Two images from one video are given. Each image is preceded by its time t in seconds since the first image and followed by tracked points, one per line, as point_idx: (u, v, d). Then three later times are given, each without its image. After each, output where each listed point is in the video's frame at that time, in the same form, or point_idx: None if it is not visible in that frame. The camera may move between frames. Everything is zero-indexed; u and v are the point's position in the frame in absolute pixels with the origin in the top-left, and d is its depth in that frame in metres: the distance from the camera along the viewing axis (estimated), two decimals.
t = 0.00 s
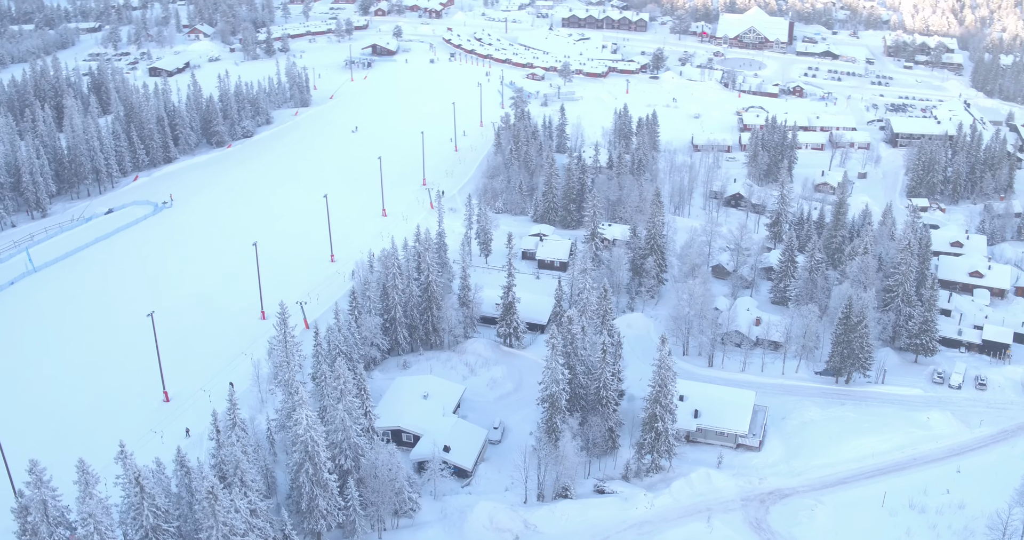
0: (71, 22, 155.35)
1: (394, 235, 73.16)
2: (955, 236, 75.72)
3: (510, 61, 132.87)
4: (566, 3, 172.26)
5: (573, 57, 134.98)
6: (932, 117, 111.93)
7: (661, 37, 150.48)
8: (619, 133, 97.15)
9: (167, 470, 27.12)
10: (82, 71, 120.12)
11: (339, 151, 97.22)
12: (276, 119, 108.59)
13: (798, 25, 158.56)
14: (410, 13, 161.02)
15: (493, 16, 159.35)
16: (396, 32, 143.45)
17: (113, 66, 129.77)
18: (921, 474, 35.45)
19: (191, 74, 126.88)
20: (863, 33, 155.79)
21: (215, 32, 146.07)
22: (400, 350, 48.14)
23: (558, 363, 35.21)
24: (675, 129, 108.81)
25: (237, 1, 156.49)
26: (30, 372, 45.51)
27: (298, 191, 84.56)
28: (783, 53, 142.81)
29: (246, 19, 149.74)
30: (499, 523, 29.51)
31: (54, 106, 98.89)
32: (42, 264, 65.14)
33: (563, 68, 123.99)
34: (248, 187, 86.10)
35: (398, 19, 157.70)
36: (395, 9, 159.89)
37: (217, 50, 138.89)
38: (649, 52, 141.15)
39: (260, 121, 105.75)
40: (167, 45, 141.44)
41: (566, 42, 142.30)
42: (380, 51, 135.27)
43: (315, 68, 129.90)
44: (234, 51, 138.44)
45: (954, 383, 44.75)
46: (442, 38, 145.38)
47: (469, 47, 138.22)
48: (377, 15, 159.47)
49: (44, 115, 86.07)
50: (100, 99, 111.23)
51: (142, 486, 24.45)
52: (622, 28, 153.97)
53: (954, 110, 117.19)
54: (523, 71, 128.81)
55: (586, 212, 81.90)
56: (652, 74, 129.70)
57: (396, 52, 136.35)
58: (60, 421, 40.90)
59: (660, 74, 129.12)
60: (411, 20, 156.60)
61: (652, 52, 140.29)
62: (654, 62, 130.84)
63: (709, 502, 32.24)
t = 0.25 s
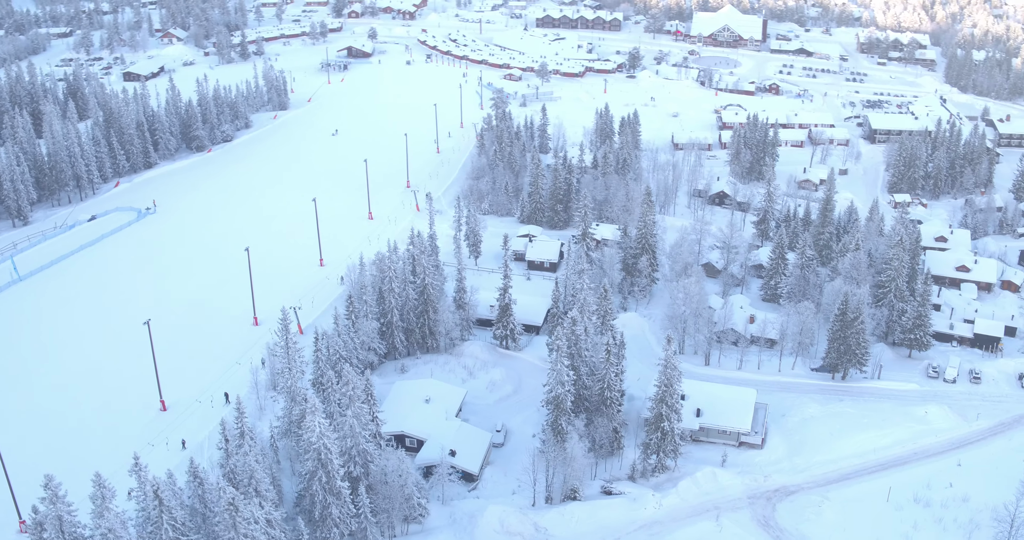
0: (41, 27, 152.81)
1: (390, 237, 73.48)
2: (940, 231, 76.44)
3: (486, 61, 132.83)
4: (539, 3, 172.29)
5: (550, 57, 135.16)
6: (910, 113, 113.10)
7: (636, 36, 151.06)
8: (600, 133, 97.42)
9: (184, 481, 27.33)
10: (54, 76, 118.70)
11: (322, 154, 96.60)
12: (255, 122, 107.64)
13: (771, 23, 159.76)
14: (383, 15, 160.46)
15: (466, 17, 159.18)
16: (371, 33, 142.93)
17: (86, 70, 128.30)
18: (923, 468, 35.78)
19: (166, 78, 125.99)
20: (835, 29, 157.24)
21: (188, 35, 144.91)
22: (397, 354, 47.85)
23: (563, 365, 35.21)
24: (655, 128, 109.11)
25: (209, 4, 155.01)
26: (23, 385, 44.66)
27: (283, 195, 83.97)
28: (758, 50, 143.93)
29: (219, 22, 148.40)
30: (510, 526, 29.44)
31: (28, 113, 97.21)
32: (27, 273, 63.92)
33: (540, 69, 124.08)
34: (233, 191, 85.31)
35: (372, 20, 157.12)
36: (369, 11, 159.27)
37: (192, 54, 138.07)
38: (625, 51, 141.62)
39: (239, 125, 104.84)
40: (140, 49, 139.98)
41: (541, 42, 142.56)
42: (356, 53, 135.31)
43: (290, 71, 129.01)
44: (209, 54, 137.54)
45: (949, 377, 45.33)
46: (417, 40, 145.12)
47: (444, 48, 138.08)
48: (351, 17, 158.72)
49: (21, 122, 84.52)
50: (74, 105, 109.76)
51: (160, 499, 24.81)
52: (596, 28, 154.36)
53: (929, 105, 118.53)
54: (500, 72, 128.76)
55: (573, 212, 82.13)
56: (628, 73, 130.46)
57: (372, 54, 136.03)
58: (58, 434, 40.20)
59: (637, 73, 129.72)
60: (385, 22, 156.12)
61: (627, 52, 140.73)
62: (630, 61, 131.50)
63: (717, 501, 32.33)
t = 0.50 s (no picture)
0: (11, 32, 150.17)
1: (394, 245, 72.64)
2: (926, 226, 77.24)
3: (464, 62, 132.73)
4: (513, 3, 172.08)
5: (527, 58, 135.22)
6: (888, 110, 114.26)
7: (612, 35, 151.52)
8: (582, 134, 97.61)
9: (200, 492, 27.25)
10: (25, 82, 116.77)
11: (307, 156, 95.92)
12: (235, 126, 106.55)
13: (745, 22, 160.84)
14: (358, 17, 159.82)
15: (442, 19, 158.84)
16: (347, 35, 142.28)
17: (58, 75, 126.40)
18: (925, 463, 36.10)
19: (142, 82, 124.60)
20: (809, 27, 158.60)
21: (163, 40, 143.44)
22: (395, 358, 47.54)
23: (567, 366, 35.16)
24: (636, 128, 109.37)
25: (182, 8, 153.42)
26: (17, 396, 43.68)
27: (270, 199, 83.24)
28: (733, 49, 144.85)
29: (194, 25, 146.97)
30: (522, 530, 29.38)
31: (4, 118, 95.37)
32: (13, 282, 62.66)
33: (519, 69, 124.20)
34: (219, 196, 84.39)
35: (346, 23, 156.45)
36: (343, 13, 158.52)
37: (166, 58, 136.63)
38: (601, 50, 141.94)
39: (219, 128, 103.78)
40: (114, 54, 138.32)
41: (518, 42, 142.56)
42: (332, 55, 134.27)
43: (267, 73, 128.04)
44: (184, 59, 136.20)
45: (945, 372, 45.93)
46: (393, 41, 144.67)
47: (421, 50, 137.73)
48: (325, 19, 157.80)
49: None
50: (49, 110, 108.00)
51: (182, 512, 24.77)
52: (571, 28, 154.55)
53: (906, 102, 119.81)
54: (479, 73, 128.66)
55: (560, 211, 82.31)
56: (606, 73, 130.64)
57: (349, 56, 135.28)
58: (58, 445, 39.35)
59: (615, 73, 130.05)
60: (361, 24, 155.49)
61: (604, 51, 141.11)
62: (608, 61, 131.82)
63: (725, 500, 32.45)
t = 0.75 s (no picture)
0: None
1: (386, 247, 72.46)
2: (912, 222, 77.95)
3: (442, 63, 132.59)
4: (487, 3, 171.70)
5: (505, 58, 135.28)
6: (869, 106, 115.36)
7: (588, 35, 151.94)
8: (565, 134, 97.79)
9: (217, 504, 27.15)
10: None
11: (291, 159, 95.22)
12: (216, 130, 105.49)
13: (721, 20, 161.71)
14: (333, 19, 159.23)
15: (418, 20, 158.46)
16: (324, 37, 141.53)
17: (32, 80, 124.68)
18: (928, 458, 36.41)
19: (119, 87, 123.33)
20: (784, 25, 159.76)
21: (138, 44, 141.92)
22: (393, 362, 47.31)
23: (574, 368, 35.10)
24: (618, 127, 109.56)
25: (156, 11, 151.87)
26: (12, 409, 42.86)
27: (257, 203, 82.68)
28: (709, 47, 145.67)
29: (168, 29, 145.55)
30: (534, 533, 29.30)
31: None
32: None
33: (498, 70, 124.32)
34: (205, 201, 83.54)
35: (322, 25, 155.70)
36: (319, 15, 157.82)
37: (142, 63, 135.37)
38: (579, 50, 142.16)
39: (200, 133, 102.64)
40: (89, 59, 136.72)
41: (495, 42, 142.58)
42: (310, 58, 133.10)
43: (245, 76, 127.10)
44: (161, 62, 134.98)
45: (941, 367, 46.54)
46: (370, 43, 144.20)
47: (398, 51, 137.39)
48: (301, 21, 156.97)
49: None
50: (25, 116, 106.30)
51: (205, 525, 24.77)
52: (548, 28, 154.77)
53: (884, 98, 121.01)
54: (458, 74, 128.53)
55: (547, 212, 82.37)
56: (585, 73, 130.76)
57: (326, 58, 134.43)
58: (58, 457, 38.67)
59: (593, 73, 130.36)
60: (336, 26, 154.80)
61: (581, 51, 141.46)
62: (586, 61, 132.11)
63: (733, 499, 32.53)
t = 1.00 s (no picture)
0: None
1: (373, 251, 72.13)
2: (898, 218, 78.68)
3: (420, 65, 132.41)
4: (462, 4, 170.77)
5: (483, 59, 135.30)
6: (848, 103, 116.28)
7: (564, 35, 152.24)
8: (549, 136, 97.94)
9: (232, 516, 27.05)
10: None
11: (274, 163, 94.53)
12: (196, 134, 104.27)
13: (696, 19, 162.45)
14: (308, 21, 158.52)
15: (392, 21, 157.93)
16: (301, 40, 140.78)
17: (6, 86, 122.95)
18: (929, 453, 36.78)
19: (96, 91, 122.10)
20: (758, 23, 160.82)
21: (113, 48, 140.33)
22: (392, 367, 47.09)
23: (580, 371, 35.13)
24: (599, 127, 109.67)
25: (129, 15, 150.17)
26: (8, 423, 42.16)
27: (243, 208, 82.14)
28: (685, 46, 146.42)
29: (143, 33, 144.06)
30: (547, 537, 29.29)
31: None
32: None
33: (477, 71, 124.42)
34: (191, 206, 82.74)
35: (297, 27, 154.88)
36: (293, 18, 157.06)
37: (117, 67, 134.09)
38: (555, 50, 142.28)
39: (180, 137, 101.37)
40: (63, 64, 135.02)
41: (472, 43, 142.58)
42: (286, 61, 131.66)
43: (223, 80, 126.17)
44: (137, 66, 133.79)
45: (936, 362, 47.24)
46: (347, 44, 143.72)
47: (375, 53, 137.07)
48: (275, 24, 156.12)
49: None
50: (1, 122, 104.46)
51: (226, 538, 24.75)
52: (524, 28, 154.96)
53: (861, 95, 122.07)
54: (437, 76, 128.38)
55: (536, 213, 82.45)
56: (562, 72, 130.81)
57: (303, 61, 133.07)
58: (59, 471, 38.11)
59: (571, 72, 130.71)
60: (311, 29, 153.97)
61: (558, 51, 141.85)
62: (564, 61, 132.41)
63: (742, 498, 32.69)
